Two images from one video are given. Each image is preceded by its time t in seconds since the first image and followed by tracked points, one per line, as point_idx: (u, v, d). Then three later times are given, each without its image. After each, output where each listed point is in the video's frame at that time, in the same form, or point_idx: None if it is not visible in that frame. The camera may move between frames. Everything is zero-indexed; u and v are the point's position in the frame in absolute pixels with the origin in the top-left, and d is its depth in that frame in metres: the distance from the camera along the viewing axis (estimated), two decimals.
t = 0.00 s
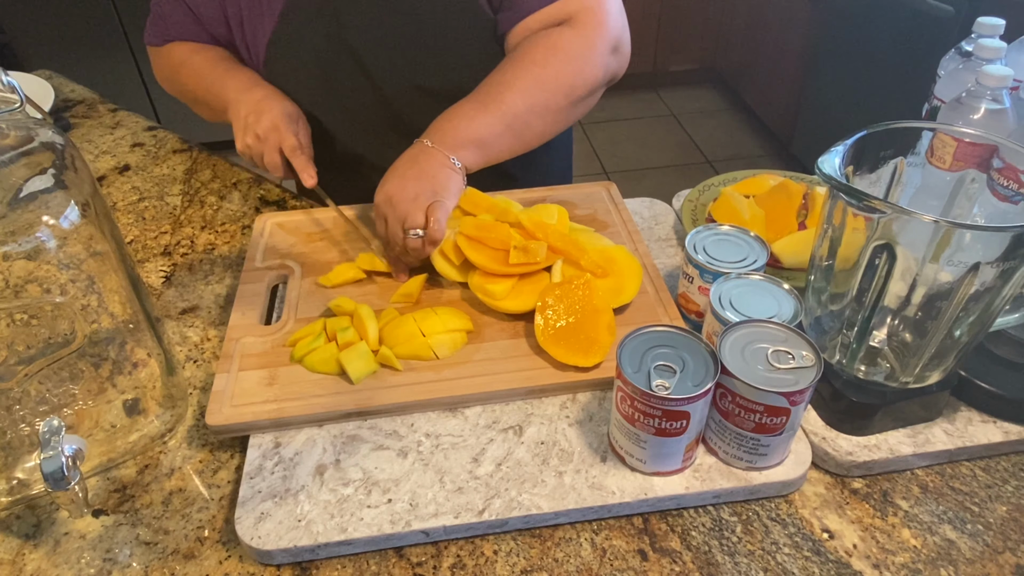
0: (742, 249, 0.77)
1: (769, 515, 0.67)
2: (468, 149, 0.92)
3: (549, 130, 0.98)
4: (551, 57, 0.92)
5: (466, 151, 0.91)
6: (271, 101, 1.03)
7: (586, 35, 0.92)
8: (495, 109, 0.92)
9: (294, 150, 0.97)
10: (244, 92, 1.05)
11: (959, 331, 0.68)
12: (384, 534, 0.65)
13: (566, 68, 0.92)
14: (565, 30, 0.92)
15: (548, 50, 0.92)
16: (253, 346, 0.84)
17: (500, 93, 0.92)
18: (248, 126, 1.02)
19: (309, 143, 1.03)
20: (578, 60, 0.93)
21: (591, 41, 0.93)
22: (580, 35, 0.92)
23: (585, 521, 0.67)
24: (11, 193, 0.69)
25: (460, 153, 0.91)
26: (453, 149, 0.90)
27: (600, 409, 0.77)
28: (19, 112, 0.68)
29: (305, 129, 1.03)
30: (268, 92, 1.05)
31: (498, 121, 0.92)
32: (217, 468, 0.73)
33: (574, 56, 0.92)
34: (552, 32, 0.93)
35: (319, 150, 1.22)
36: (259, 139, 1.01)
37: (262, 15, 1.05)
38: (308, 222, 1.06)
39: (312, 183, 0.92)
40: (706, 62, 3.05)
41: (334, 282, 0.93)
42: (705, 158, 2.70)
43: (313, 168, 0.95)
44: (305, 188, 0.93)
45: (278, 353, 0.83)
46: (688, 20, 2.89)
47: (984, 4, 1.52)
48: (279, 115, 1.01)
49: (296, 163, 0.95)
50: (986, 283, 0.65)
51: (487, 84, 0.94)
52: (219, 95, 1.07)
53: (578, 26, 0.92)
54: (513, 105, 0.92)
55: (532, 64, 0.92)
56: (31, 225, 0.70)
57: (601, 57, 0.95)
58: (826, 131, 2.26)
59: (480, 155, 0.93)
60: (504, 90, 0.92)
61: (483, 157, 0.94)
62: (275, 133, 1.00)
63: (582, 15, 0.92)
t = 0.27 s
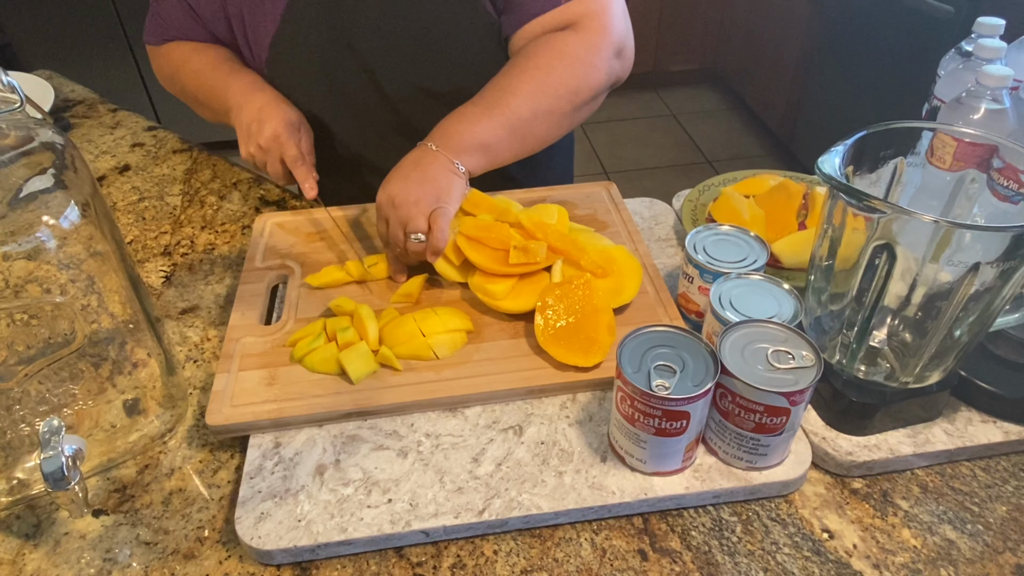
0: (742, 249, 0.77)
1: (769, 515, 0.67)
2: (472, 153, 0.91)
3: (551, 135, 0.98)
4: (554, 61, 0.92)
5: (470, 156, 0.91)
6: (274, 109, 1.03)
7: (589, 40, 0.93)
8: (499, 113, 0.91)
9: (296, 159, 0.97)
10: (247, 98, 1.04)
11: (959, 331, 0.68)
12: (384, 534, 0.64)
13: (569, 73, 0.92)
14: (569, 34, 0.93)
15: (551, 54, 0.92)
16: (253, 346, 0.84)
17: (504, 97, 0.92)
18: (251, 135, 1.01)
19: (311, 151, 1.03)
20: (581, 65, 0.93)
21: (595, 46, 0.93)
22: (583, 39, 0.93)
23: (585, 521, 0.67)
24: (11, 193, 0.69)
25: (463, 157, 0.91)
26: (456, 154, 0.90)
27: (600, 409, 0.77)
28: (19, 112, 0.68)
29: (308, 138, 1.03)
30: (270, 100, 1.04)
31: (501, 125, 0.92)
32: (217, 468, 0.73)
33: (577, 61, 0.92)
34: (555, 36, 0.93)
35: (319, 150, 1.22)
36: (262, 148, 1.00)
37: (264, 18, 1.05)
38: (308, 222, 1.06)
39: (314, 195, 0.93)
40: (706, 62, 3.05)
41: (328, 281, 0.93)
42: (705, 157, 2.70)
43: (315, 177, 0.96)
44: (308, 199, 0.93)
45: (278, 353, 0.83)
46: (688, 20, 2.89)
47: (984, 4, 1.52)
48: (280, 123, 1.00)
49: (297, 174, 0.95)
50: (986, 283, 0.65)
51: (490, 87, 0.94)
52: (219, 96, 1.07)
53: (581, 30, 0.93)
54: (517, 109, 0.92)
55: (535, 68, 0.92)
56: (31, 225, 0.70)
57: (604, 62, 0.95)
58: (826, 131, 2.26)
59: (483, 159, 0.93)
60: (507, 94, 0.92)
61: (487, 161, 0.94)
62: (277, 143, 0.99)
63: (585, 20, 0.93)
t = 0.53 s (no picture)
0: (742, 249, 0.77)
1: (769, 515, 0.67)
2: (470, 154, 0.92)
3: (549, 135, 0.98)
4: (553, 62, 0.92)
5: (468, 156, 0.91)
6: (278, 106, 1.02)
7: (587, 41, 0.92)
8: (497, 114, 0.91)
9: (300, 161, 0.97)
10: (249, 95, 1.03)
11: (959, 331, 0.68)
12: (384, 534, 0.64)
13: (567, 74, 0.92)
14: (567, 35, 0.92)
15: (550, 55, 0.92)
16: (253, 346, 0.84)
17: (502, 98, 0.92)
18: (254, 134, 1.01)
19: (315, 152, 1.02)
20: (579, 66, 0.93)
21: (593, 47, 0.93)
22: (581, 40, 0.92)
23: (585, 521, 0.67)
24: (11, 193, 0.69)
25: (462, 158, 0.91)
26: (455, 155, 0.90)
27: (600, 409, 0.77)
28: (19, 112, 0.68)
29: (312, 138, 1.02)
30: (274, 98, 1.03)
31: (500, 127, 0.92)
32: (217, 468, 0.73)
33: (575, 62, 0.92)
34: (553, 37, 0.93)
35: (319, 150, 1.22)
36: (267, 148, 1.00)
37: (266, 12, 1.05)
38: (308, 222, 1.06)
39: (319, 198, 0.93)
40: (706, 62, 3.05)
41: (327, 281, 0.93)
42: (705, 157, 2.70)
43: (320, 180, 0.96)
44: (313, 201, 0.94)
45: (278, 353, 0.83)
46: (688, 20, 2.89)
47: (984, 4, 1.52)
48: (285, 123, 0.99)
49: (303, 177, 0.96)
50: (986, 283, 0.65)
51: (489, 87, 0.94)
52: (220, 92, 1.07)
53: (579, 31, 0.92)
54: (515, 110, 0.92)
55: (534, 69, 0.92)
56: (31, 225, 0.70)
57: (602, 62, 0.95)
58: (826, 131, 2.26)
59: (480, 160, 0.93)
60: (506, 95, 0.92)
61: (484, 162, 0.94)
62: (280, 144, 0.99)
63: (583, 20, 0.92)
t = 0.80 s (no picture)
0: (742, 249, 0.77)
1: (769, 515, 0.67)
2: (469, 156, 0.91)
3: (548, 136, 0.98)
4: (550, 63, 0.92)
5: (468, 158, 0.91)
6: (282, 119, 1.02)
7: (584, 41, 0.93)
8: (496, 116, 0.91)
9: (306, 173, 0.98)
10: (253, 108, 1.03)
11: (959, 331, 0.68)
12: (384, 534, 0.64)
13: (565, 74, 0.92)
14: (563, 35, 0.92)
15: (546, 55, 0.92)
16: (253, 346, 0.84)
17: (500, 99, 0.92)
18: (260, 150, 1.01)
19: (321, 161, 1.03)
20: (577, 66, 0.93)
21: (589, 47, 0.93)
22: (578, 41, 0.92)
23: (585, 521, 0.67)
24: (11, 193, 0.69)
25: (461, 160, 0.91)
26: (454, 156, 0.90)
27: (600, 409, 0.77)
28: (19, 112, 0.68)
29: (316, 147, 1.03)
30: (276, 109, 1.03)
31: (498, 128, 0.92)
32: (217, 468, 0.73)
33: (572, 63, 0.92)
34: (549, 38, 0.93)
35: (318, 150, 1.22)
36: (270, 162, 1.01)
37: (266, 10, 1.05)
38: (308, 222, 1.06)
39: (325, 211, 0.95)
40: (706, 62, 3.05)
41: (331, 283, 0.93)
42: (705, 158, 2.70)
43: (326, 192, 0.98)
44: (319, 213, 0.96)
45: (278, 353, 0.83)
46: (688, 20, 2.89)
47: (984, 4, 1.52)
48: (289, 136, 1.00)
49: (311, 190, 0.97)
50: (986, 283, 0.65)
51: (487, 89, 0.94)
52: (223, 97, 1.07)
53: (575, 32, 0.93)
54: (513, 111, 0.92)
55: (531, 70, 0.92)
56: (31, 225, 0.70)
57: (599, 63, 0.95)
58: (826, 131, 2.26)
59: (479, 162, 0.93)
60: (504, 96, 0.91)
61: (483, 164, 0.94)
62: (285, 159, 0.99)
63: (579, 21, 0.92)
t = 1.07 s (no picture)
0: (742, 249, 0.77)
1: (769, 515, 0.67)
2: (468, 158, 0.92)
3: (546, 138, 0.98)
4: (548, 65, 0.92)
5: (466, 159, 0.92)
6: (271, 110, 1.04)
7: (582, 43, 0.92)
8: (494, 117, 0.92)
9: (293, 165, 0.98)
10: (244, 100, 1.05)
11: (959, 331, 0.68)
12: (384, 534, 0.64)
13: (563, 76, 0.92)
14: (562, 37, 0.92)
15: (545, 57, 0.92)
16: (253, 346, 0.84)
17: (499, 101, 0.92)
18: (249, 140, 1.03)
19: (309, 154, 1.04)
20: (575, 68, 0.93)
21: (588, 49, 0.93)
22: (577, 43, 0.92)
23: (585, 521, 0.67)
24: (11, 193, 0.69)
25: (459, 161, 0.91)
26: (453, 158, 0.91)
27: (600, 409, 0.77)
28: (18, 112, 0.68)
29: (305, 143, 1.04)
30: (268, 101, 1.05)
31: (497, 129, 0.92)
32: (217, 468, 0.73)
33: (571, 65, 0.92)
34: (548, 39, 0.93)
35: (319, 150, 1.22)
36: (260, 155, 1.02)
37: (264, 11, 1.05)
38: (308, 222, 1.06)
39: (311, 201, 0.95)
40: (706, 61, 3.05)
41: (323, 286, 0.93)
42: (705, 157, 2.70)
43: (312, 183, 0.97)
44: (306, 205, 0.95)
45: (278, 353, 0.83)
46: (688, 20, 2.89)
47: (984, 3, 1.52)
48: (275, 128, 1.01)
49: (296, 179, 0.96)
50: (986, 283, 0.65)
51: (486, 90, 0.94)
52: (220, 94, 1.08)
53: (574, 33, 0.92)
54: (512, 113, 0.92)
55: (529, 71, 0.92)
56: (31, 225, 0.70)
57: (597, 65, 0.95)
58: (826, 131, 2.26)
59: (478, 164, 0.94)
60: (502, 98, 0.92)
61: (482, 165, 0.94)
62: (271, 151, 1.00)
63: (578, 22, 0.92)
